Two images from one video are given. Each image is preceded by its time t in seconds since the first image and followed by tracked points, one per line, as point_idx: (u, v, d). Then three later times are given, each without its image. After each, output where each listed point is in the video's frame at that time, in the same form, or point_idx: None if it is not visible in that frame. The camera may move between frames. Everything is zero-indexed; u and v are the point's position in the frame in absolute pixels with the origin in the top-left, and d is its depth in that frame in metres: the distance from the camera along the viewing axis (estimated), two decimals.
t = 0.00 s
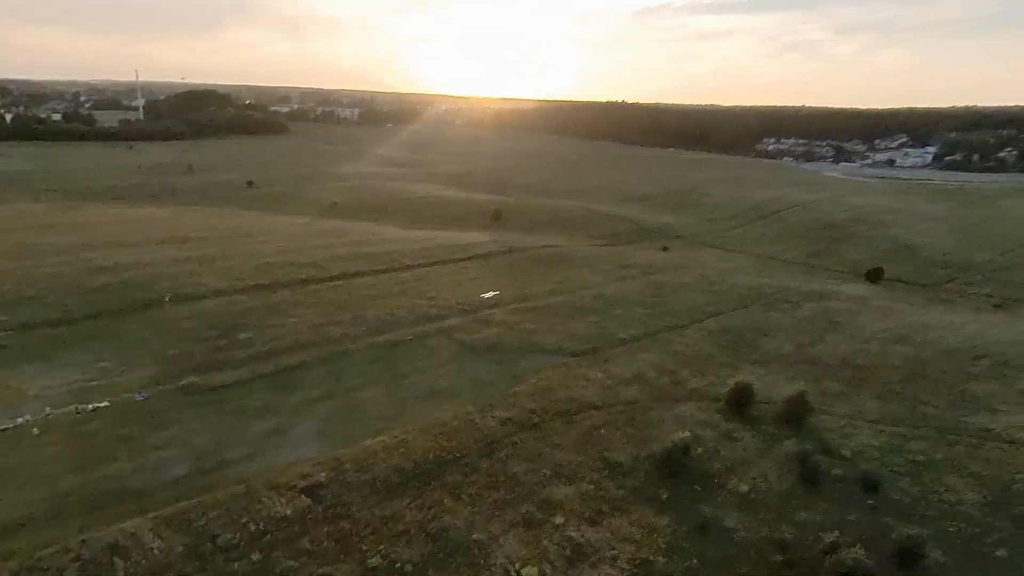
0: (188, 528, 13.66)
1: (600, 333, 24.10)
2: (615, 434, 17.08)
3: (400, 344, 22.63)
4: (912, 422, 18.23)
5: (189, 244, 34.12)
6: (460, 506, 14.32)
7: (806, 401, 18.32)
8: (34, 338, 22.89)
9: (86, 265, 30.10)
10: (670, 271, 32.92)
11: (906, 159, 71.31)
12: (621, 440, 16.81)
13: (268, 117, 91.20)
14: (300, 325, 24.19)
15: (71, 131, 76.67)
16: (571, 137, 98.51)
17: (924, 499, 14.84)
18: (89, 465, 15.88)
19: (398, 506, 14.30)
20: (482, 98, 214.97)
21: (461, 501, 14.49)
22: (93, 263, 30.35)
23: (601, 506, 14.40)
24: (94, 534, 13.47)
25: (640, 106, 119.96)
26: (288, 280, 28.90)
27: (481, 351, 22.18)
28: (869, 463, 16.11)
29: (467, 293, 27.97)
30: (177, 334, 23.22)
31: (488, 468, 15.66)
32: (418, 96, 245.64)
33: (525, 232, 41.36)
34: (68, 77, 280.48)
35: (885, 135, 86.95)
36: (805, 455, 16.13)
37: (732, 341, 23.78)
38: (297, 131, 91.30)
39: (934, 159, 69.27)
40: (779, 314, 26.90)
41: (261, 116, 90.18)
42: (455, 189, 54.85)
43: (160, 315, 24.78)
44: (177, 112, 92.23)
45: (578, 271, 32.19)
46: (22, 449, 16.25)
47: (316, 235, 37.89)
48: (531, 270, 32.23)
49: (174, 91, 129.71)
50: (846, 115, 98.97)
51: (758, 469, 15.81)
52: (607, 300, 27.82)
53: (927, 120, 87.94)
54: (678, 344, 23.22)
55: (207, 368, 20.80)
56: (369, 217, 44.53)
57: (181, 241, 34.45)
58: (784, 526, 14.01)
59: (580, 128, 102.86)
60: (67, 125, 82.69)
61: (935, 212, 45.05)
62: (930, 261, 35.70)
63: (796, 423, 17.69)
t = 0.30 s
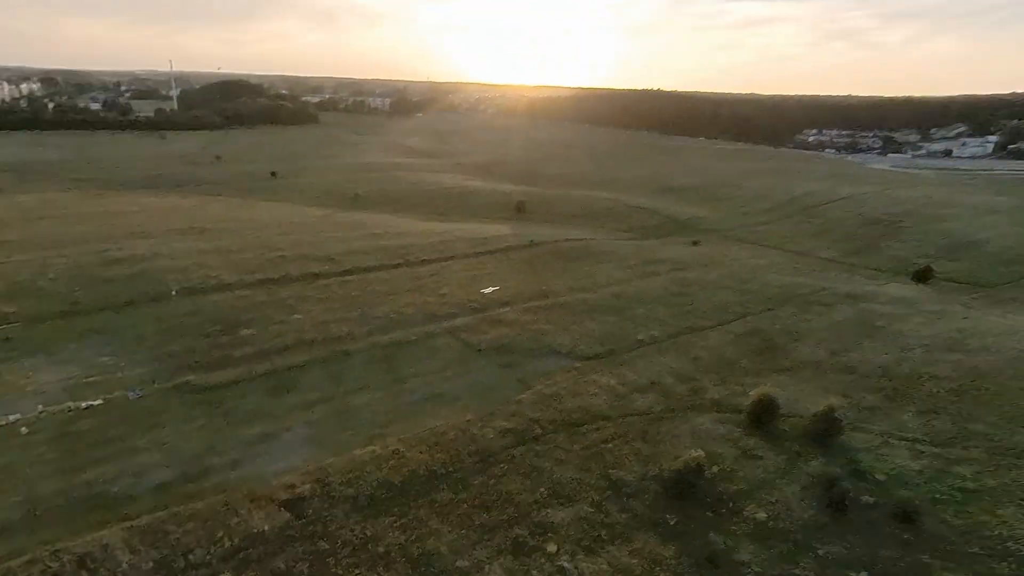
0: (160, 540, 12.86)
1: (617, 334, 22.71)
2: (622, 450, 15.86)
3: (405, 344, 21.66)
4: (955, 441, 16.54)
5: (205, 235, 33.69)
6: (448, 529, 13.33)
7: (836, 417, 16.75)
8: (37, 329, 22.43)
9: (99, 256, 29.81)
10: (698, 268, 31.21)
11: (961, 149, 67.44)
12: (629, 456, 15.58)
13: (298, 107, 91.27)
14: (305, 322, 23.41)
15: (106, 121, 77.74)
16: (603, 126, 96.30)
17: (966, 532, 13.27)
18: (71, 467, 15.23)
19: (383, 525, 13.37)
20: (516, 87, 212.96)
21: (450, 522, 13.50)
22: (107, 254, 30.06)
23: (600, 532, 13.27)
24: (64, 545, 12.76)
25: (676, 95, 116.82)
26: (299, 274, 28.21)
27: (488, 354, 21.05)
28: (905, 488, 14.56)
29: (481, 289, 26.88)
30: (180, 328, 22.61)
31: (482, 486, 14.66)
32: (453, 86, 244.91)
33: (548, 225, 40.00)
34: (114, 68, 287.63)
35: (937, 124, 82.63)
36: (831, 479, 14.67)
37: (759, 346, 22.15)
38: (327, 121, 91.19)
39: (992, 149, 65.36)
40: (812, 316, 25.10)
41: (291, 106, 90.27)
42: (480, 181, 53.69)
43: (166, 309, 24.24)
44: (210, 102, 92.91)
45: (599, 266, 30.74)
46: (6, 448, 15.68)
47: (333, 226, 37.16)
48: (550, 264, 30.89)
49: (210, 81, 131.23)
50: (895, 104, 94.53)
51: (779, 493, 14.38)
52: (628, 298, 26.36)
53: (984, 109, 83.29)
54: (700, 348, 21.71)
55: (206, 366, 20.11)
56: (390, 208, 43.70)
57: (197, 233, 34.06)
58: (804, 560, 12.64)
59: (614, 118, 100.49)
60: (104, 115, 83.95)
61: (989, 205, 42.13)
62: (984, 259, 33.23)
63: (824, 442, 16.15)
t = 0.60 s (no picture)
0: (124, 564, 12.13)
1: (631, 345, 21.38)
2: (626, 475, 14.62)
3: (407, 350, 20.71)
4: (1002, 474, 14.84)
5: (220, 232, 33.32)
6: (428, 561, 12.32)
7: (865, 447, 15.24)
8: (39, 329, 22.09)
9: (113, 253, 29.61)
10: (724, 273, 29.61)
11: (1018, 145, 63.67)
12: (633, 483, 14.33)
13: (330, 103, 91.46)
14: (308, 325, 22.60)
15: (143, 116, 78.98)
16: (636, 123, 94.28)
17: None
18: (47, 478, 14.65)
19: (359, 555, 12.44)
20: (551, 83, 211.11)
21: (432, 553, 12.49)
22: (120, 251, 29.84)
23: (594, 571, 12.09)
24: (25, 565, 12.12)
25: (713, 91, 114.01)
26: (309, 274, 27.53)
27: (492, 364, 19.94)
28: (941, 530, 13.01)
29: (493, 293, 25.81)
30: (181, 330, 22.05)
31: (470, 512, 13.60)
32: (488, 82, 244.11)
33: (570, 226, 38.74)
34: (158, 67, 294.77)
35: (993, 118, 78.35)
36: (856, 516, 13.20)
37: (785, 360, 20.55)
38: (358, 117, 91.25)
39: None
40: (845, 327, 23.35)
41: (323, 102, 90.45)
42: (505, 179, 52.66)
43: (170, 309, 23.75)
44: (244, 98, 93.84)
45: (619, 270, 29.41)
46: None
47: (350, 224, 36.51)
48: (568, 268, 29.67)
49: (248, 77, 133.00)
50: (947, 98, 90.09)
51: (796, 531, 12.99)
52: (646, 305, 24.98)
53: None
54: (720, 362, 20.25)
55: (200, 371, 19.47)
56: (411, 206, 42.93)
57: (213, 230, 33.70)
58: None
59: (647, 114, 98.34)
60: (141, 111, 85.46)
61: None
62: None
63: (851, 472, 14.64)
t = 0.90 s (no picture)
0: None
1: (643, 358, 20.14)
2: (625, 506, 13.46)
3: (405, 359, 19.79)
4: None
5: (232, 231, 32.88)
6: None
7: (893, 482, 13.84)
8: (37, 331, 21.71)
9: (122, 251, 29.31)
10: (748, 278, 28.07)
11: None
12: (632, 516, 13.17)
13: (355, 98, 91.18)
14: (307, 330, 21.85)
15: (171, 112, 79.64)
16: (666, 118, 92.09)
17: None
18: (20, 494, 14.08)
19: None
20: (582, 78, 208.49)
21: None
22: (129, 250, 29.54)
23: None
24: None
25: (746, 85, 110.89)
26: (314, 276, 26.83)
27: (494, 376, 18.90)
28: None
29: (501, 297, 24.78)
30: (177, 334, 21.48)
31: (454, 544, 12.60)
32: (518, 77, 242.03)
33: (589, 226, 37.47)
34: (194, 64, 300.39)
35: None
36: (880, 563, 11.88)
37: (809, 377, 19.09)
38: (383, 112, 91.00)
39: None
40: (876, 339, 21.72)
41: (348, 97, 90.24)
42: (526, 176, 51.50)
43: (170, 311, 23.22)
44: (271, 93, 94.18)
45: (636, 274, 28.10)
46: None
47: (363, 223, 35.82)
48: (582, 271, 28.46)
49: (278, 73, 133.94)
50: (996, 89, 85.87)
51: None
52: (662, 313, 23.66)
53: None
54: (737, 378, 18.89)
55: (191, 378, 18.82)
56: (427, 205, 42.10)
57: (224, 228, 33.29)
58: None
59: (678, 109, 96.01)
60: (170, 106, 86.27)
61: None
62: None
63: (876, 510, 13.28)
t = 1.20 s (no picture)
0: None
1: (655, 372, 18.81)
2: (622, 542, 12.32)
3: (402, 367, 18.83)
4: None
5: (242, 224, 32.29)
6: None
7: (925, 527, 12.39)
8: (33, 326, 21.26)
9: (130, 245, 28.90)
10: (775, 284, 26.44)
11: None
12: (629, 554, 12.02)
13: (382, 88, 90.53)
14: (304, 332, 21.01)
15: (200, 100, 79.99)
16: (699, 111, 89.57)
17: None
18: None
19: None
20: (615, 69, 205.29)
21: None
22: (137, 243, 29.12)
23: None
24: None
25: (784, 77, 107.38)
26: (320, 273, 26.06)
27: (493, 388, 17.79)
28: None
29: (510, 300, 23.69)
30: (172, 333, 20.84)
31: None
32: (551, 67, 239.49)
33: (610, 224, 36.07)
34: (230, 52, 304.17)
35: None
36: None
37: (835, 398, 17.55)
38: (410, 102, 90.28)
39: None
40: (912, 357, 20.02)
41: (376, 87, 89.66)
42: (550, 170, 50.12)
43: (168, 308, 22.62)
44: (299, 83, 94.12)
45: (655, 277, 26.73)
46: None
47: (376, 217, 34.95)
48: (598, 273, 27.12)
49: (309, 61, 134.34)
50: None
51: None
52: (679, 322, 22.26)
53: None
54: (755, 396, 17.51)
55: (180, 380, 18.12)
56: (445, 198, 41.07)
57: (236, 221, 32.74)
58: None
59: (711, 101, 93.26)
60: (200, 95, 86.81)
61: None
62: None
63: (903, 557, 11.91)
